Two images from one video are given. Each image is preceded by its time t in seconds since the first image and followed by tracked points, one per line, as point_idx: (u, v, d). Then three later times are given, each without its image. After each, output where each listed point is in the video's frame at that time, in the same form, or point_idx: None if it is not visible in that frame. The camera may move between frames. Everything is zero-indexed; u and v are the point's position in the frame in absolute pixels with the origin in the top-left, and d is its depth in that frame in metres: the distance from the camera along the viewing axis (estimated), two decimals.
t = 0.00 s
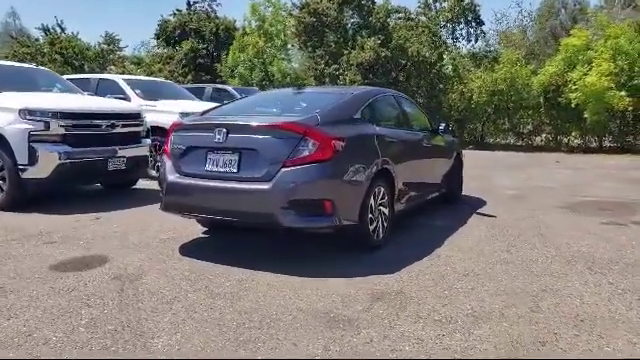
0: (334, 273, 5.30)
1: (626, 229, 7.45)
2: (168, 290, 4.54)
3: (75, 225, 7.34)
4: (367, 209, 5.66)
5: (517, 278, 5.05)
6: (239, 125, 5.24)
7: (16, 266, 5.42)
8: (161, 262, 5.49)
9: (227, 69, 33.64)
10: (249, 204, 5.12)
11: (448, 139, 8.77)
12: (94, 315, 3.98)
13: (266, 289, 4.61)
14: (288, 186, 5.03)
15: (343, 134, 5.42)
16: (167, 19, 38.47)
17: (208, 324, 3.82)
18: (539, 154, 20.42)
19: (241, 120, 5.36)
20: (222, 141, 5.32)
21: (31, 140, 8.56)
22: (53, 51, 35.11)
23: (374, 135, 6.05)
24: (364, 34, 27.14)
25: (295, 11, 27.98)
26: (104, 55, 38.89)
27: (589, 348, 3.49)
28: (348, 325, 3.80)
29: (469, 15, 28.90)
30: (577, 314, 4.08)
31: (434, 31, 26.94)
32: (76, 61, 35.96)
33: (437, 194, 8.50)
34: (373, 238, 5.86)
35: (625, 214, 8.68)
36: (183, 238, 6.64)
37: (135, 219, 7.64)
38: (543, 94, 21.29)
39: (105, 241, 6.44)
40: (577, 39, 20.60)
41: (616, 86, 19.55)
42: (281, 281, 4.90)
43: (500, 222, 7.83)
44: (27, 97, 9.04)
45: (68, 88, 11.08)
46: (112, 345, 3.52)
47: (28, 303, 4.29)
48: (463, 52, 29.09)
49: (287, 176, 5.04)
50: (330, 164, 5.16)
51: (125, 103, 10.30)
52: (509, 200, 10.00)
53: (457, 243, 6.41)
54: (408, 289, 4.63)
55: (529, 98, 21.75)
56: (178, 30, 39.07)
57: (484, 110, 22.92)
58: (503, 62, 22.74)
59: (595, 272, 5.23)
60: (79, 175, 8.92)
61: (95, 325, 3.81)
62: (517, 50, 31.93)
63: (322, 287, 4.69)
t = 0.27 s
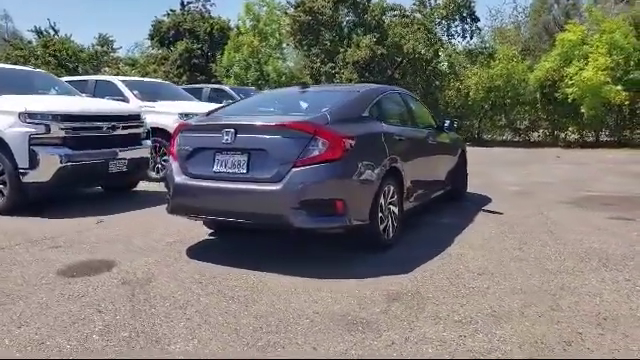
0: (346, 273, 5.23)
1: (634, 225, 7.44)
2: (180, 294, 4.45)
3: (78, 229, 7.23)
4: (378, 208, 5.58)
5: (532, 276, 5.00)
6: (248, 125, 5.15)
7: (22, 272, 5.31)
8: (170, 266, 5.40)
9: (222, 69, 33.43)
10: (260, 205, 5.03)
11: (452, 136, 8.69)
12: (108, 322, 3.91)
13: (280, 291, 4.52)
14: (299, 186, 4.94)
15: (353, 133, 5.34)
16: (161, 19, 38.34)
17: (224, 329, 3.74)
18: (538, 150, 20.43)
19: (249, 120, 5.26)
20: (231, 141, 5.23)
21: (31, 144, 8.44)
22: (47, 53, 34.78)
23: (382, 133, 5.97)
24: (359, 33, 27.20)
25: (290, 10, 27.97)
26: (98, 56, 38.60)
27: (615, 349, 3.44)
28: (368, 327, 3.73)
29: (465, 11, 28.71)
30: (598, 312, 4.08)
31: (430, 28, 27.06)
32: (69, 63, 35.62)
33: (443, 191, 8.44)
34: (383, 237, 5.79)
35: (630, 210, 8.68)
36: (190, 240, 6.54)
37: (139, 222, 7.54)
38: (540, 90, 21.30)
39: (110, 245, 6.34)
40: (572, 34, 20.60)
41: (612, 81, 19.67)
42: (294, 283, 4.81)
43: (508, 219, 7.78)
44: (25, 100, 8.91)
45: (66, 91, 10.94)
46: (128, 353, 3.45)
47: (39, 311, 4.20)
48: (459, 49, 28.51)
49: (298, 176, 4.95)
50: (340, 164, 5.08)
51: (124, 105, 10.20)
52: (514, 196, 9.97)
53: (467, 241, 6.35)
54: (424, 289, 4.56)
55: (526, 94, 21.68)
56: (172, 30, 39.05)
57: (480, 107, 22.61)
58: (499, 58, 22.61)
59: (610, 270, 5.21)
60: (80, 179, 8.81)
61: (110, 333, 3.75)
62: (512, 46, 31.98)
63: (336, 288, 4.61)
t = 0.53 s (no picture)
0: (358, 274, 5.18)
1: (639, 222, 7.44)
2: (191, 296, 4.37)
3: (80, 230, 7.13)
4: (388, 208, 5.53)
5: (545, 275, 4.96)
6: (257, 124, 5.08)
7: (26, 274, 5.21)
8: (178, 267, 5.32)
9: (218, 68, 33.31)
10: (270, 205, 4.97)
11: (456, 135, 8.65)
12: (120, 326, 3.82)
13: (293, 293, 4.46)
14: (311, 186, 4.88)
15: (363, 131, 5.28)
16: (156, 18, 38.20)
17: (241, 332, 3.67)
18: (535, 148, 20.46)
19: (258, 119, 5.19)
20: (240, 140, 5.15)
21: (30, 143, 8.32)
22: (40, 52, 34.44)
23: (391, 132, 5.91)
24: (356, 31, 27.17)
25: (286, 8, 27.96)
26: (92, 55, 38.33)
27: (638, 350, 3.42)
28: (386, 329, 3.67)
29: (460, 9, 28.86)
30: (615, 311, 4.07)
31: (426, 27, 27.13)
32: (63, 61, 35.30)
33: (447, 190, 8.39)
34: (393, 237, 5.74)
35: (634, 207, 8.68)
36: (195, 241, 6.46)
37: (142, 222, 7.44)
38: (536, 88, 21.29)
39: (114, 246, 6.25)
40: (568, 33, 20.45)
41: (607, 79, 19.59)
42: (306, 284, 4.75)
43: (513, 217, 7.75)
44: (24, 99, 8.78)
45: (64, 89, 10.80)
46: (144, 357, 3.37)
47: (47, 315, 4.10)
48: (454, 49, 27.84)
49: (309, 176, 4.89)
50: (352, 163, 5.02)
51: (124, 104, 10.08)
52: (516, 194, 9.95)
53: (476, 240, 6.31)
54: (438, 290, 4.52)
55: (521, 92, 21.83)
56: (167, 28, 39.15)
57: (477, 105, 22.73)
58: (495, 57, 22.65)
59: (622, 268, 5.19)
60: (80, 179, 8.70)
61: (123, 337, 3.67)
62: (508, 45, 32.01)
63: (349, 289, 4.56)
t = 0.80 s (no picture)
0: (364, 275, 5.13)
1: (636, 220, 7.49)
2: (196, 298, 4.29)
3: (75, 230, 6.99)
4: (392, 207, 5.49)
5: (550, 273, 4.96)
6: (262, 122, 5.00)
7: (23, 275, 5.08)
8: (180, 268, 5.22)
9: (209, 65, 33.10)
10: (276, 204, 4.90)
11: (455, 134, 8.64)
12: (126, 329, 3.73)
13: (301, 294, 4.40)
14: (317, 185, 4.82)
15: (369, 130, 5.23)
16: (146, 14, 37.93)
17: (251, 334, 3.60)
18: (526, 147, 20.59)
19: (263, 117, 5.12)
20: (244, 139, 5.08)
21: (21, 140, 8.15)
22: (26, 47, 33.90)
23: (394, 130, 5.87)
24: (348, 29, 27.17)
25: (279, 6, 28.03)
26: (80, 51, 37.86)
27: None
28: (398, 330, 3.63)
29: (452, 9, 28.78)
30: (624, 310, 4.06)
31: (418, 26, 27.19)
32: (49, 57, 34.79)
33: (446, 189, 8.39)
34: (397, 236, 5.71)
35: (629, 206, 8.74)
36: (195, 240, 6.36)
37: (138, 222, 7.32)
38: (525, 88, 21.35)
39: (112, 246, 6.14)
40: (556, 34, 20.70)
41: (594, 80, 19.89)
42: (312, 284, 4.70)
43: (513, 216, 7.76)
44: (15, 95, 8.59)
45: (54, 85, 10.61)
46: None
47: (47, 317, 3.99)
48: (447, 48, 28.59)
49: (316, 175, 4.83)
50: (358, 162, 4.97)
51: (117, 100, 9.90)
52: (512, 193, 9.99)
53: (479, 239, 6.30)
54: (446, 289, 4.49)
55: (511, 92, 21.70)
56: (156, 25, 38.86)
57: (468, 105, 22.54)
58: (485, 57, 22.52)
59: (624, 265, 5.20)
60: (73, 177, 8.55)
61: (130, 340, 3.57)
62: (499, 45, 32.19)
63: (357, 289, 4.51)
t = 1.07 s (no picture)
0: (367, 274, 5.08)
1: (631, 216, 7.56)
2: (201, 301, 4.20)
3: (69, 232, 6.84)
4: (394, 205, 5.44)
5: (555, 270, 4.97)
6: (264, 120, 4.92)
7: (19, 279, 4.93)
8: (181, 270, 5.11)
9: (195, 63, 32.81)
10: (278, 203, 4.82)
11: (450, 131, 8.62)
12: (132, 334, 3.63)
13: (307, 294, 4.34)
14: (321, 184, 4.75)
15: (370, 128, 5.17)
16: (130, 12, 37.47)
17: (262, 338, 3.53)
18: (514, 143, 20.70)
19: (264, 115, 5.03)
20: (245, 137, 4.99)
21: (11, 141, 7.95)
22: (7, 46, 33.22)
23: (395, 128, 5.81)
24: (335, 27, 27.11)
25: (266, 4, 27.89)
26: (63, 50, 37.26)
27: None
28: (411, 330, 3.59)
29: (439, 7, 28.59)
30: (632, 306, 4.08)
31: (405, 23, 27.24)
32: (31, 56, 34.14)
33: (442, 186, 8.36)
34: (398, 235, 5.66)
35: (623, 201, 8.83)
36: (192, 241, 6.25)
37: (133, 223, 7.19)
38: (512, 84, 21.43)
39: (108, 248, 6.01)
40: (542, 30, 20.99)
41: (580, 76, 20.17)
42: (317, 285, 4.63)
43: (510, 213, 7.78)
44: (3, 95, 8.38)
45: (41, 84, 10.38)
46: None
47: (49, 323, 3.88)
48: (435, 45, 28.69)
49: (319, 173, 4.75)
50: (361, 160, 4.90)
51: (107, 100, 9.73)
52: (506, 189, 10.03)
53: (479, 236, 6.28)
54: (453, 288, 4.46)
55: (498, 89, 21.67)
56: (141, 23, 38.46)
57: (455, 101, 22.28)
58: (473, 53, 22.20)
59: (626, 261, 5.23)
60: (65, 178, 8.38)
61: (137, 346, 3.48)
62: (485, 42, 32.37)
63: (363, 289, 4.45)
